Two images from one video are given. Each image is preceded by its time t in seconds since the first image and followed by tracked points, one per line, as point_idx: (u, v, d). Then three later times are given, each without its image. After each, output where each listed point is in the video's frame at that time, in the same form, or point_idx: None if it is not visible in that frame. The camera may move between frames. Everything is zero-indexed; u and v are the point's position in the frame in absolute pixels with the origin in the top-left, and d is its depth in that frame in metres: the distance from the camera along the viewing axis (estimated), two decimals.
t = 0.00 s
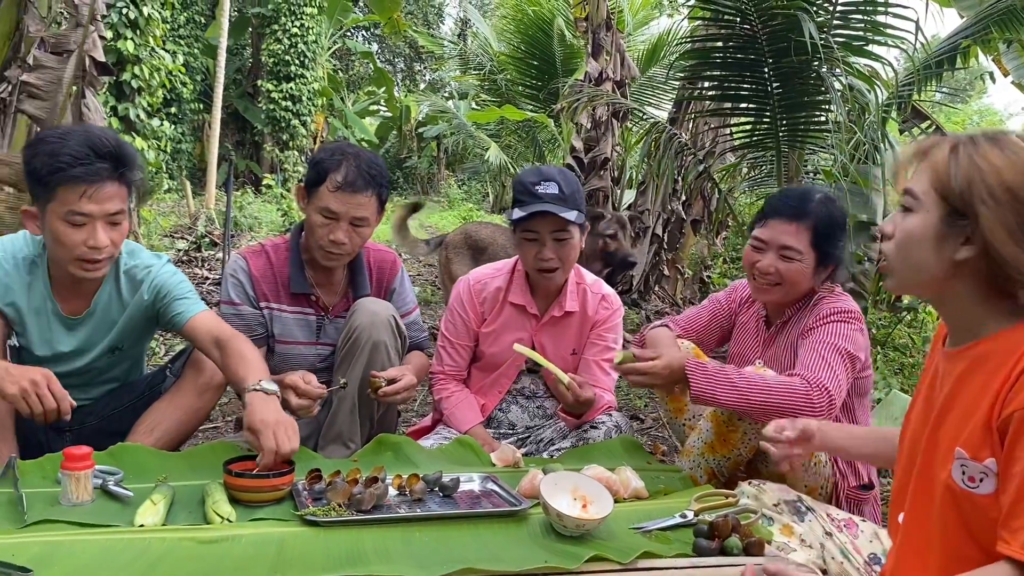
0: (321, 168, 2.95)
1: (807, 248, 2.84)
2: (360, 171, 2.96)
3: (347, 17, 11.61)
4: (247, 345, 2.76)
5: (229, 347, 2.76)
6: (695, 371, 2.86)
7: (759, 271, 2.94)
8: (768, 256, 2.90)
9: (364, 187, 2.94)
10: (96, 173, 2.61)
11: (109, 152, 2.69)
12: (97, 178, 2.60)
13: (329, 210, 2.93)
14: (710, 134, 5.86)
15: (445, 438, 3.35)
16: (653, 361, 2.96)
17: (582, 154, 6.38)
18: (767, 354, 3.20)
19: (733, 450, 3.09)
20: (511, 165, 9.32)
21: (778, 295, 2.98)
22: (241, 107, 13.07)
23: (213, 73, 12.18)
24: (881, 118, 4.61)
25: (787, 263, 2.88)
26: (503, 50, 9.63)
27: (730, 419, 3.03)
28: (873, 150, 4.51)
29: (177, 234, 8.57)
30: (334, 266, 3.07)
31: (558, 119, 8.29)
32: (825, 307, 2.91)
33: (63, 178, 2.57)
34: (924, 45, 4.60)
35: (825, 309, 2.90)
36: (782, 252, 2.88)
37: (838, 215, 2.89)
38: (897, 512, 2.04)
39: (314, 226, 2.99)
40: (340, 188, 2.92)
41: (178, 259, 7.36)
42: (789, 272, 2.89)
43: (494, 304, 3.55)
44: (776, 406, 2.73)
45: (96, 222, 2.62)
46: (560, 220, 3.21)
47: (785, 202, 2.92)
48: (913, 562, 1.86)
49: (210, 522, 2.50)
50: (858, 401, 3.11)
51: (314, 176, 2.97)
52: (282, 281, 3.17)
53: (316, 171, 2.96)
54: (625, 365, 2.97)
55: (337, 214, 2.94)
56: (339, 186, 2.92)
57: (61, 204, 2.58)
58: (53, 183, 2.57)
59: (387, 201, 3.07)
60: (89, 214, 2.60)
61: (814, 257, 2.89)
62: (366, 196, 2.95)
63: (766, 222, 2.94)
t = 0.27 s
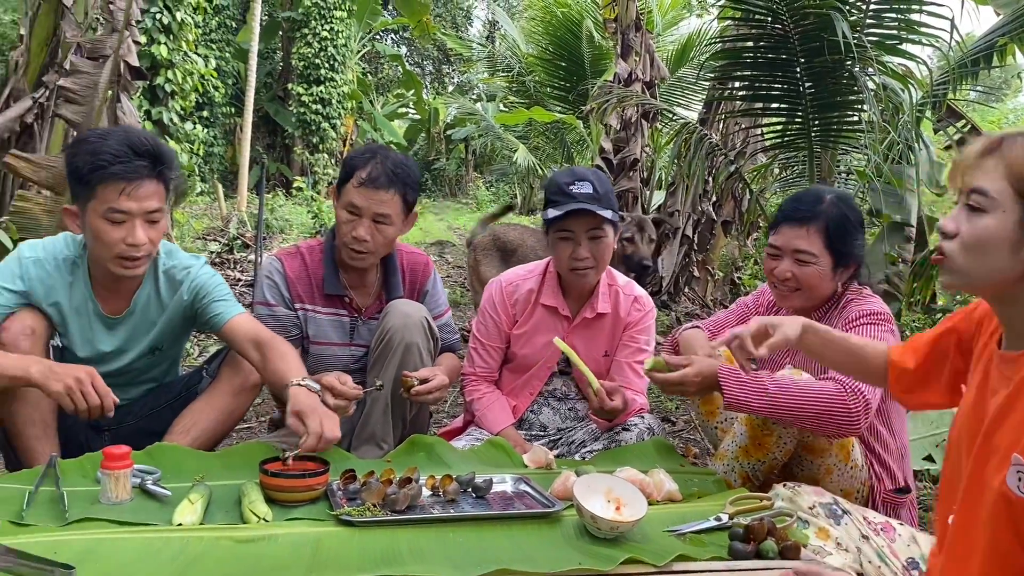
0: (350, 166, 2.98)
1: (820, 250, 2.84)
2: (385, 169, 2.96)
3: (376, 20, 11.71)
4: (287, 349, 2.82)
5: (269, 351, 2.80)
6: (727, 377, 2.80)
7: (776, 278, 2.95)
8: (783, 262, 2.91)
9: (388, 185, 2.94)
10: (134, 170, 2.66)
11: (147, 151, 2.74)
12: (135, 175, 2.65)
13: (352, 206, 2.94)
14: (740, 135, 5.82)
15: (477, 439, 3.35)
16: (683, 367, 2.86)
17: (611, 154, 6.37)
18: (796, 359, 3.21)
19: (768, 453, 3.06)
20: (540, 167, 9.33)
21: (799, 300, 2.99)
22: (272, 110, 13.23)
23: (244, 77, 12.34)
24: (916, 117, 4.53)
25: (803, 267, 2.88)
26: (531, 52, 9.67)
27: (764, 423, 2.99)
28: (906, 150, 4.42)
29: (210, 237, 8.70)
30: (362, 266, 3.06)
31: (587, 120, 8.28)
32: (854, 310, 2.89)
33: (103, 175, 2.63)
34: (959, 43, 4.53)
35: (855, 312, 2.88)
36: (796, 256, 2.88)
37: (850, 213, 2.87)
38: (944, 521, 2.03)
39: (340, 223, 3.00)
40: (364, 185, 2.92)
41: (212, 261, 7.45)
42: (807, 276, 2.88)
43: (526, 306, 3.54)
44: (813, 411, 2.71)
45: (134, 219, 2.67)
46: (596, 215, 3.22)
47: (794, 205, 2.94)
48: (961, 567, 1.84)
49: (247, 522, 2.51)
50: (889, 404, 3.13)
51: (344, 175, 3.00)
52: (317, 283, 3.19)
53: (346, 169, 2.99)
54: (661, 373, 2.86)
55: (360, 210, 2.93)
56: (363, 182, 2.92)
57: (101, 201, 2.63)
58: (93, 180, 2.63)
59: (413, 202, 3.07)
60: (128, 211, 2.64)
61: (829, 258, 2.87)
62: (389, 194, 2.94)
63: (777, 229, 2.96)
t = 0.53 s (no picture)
0: (389, 165, 2.99)
1: (851, 250, 2.78)
2: (423, 167, 2.97)
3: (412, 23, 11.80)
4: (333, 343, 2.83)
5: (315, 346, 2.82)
6: (773, 390, 2.73)
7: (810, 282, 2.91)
8: (817, 264, 2.86)
9: (425, 182, 2.94)
10: (180, 165, 2.70)
11: (193, 147, 2.78)
12: (181, 171, 2.70)
13: (392, 204, 2.94)
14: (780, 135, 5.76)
15: (517, 441, 3.33)
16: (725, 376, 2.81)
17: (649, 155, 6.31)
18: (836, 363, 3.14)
19: (814, 460, 2.99)
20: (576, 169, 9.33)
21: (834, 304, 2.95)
22: (310, 114, 13.42)
23: (282, 81, 12.51)
24: (961, 116, 4.43)
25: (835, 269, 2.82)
26: (567, 53, 9.72)
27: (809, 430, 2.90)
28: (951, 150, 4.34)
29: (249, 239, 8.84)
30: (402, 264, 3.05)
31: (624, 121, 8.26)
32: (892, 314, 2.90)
33: (150, 171, 2.67)
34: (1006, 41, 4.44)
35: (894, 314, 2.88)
36: (829, 257, 2.82)
37: (882, 211, 2.79)
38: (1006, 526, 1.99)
39: (380, 223, 3.00)
40: (403, 183, 2.93)
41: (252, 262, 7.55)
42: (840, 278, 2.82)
43: (566, 307, 3.52)
44: (863, 421, 2.62)
45: (180, 215, 2.70)
46: (638, 210, 3.21)
47: (824, 206, 2.88)
48: None
49: (292, 520, 2.51)
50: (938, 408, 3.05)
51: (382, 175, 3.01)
52: (357, 283, 3.21)
53: (385, 169, 3.00)
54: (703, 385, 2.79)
55: (400, 208, 2.94)
56: (402, 181, 2.93)
57: (148, 198, 2.66)
58: (140, 176, 2.67)
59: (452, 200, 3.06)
60: (174, 206, 2.67)
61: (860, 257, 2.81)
62: (428, 192, 2.94)
63: (807, 231, 2.91)
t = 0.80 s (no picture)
0: (438, 167, 2.97)
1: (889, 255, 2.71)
2: (476, 166, 2.98)
3: (450, 26, 11.91)
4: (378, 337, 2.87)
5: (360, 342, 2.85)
6: (845, 415, 2.62)
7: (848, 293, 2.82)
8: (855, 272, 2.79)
9: (481, 178, 2.97)
10: (226, 163, 2.73)
11: (240, 145, 2.81)
12: (227, 170, 2.73)
13: (452, 204, 2.93)
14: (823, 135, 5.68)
15: (561, 443, 3.30)
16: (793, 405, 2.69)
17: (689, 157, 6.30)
18: (880, 372, 3.07)
19: (868, 473, 2.94)
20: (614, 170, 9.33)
21: (874, 313, 2.87)
22: (350, 117, 13.63)
23: (322, 84, 12.72)
24: (1011, 116, 4.31)
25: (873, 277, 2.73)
26: (604, 55, 9.87)
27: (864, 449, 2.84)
28: (1003, 149, 4.24)
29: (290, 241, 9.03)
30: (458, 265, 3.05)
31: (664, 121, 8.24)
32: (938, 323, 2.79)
33: (197, 167, 2.71)
34: None
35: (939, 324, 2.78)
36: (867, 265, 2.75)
37: (918, 215, 2.71)
38: None
39: (439, 226, 2.97)
40: (460, 182, 2.93)
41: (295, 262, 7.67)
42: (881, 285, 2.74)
43: (608, 309, 3.48)
44: (930, 447, 2.52)
45: (225, 212, 2.73)
46: (685, 209, 3.18)
47: (858, 212, 2.81)
48: None
49: (338, 521, 2.49)
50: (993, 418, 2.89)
51: (432, 178, 2.98)
52: (400, 284, 3.19)
53: (433, 173, 2.98)
54: (768, 411, 2.69)
55: (461, 207, 2.93)
56: (460, 180, 2.93)
57: (195, 194, 2.71)
58: (188, 173, 2.72)
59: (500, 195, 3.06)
60: (219, 203, 2.71)
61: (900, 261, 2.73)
62: (486, 187, 2.97)
63: (843, 237, 2.83)
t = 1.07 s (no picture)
0: (485, 167, 2.93)
1: (938, 259, 2.59)
2: (522, 165, 2.94)
3: (492, 30, 12.00)
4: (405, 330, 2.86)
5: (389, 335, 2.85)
6: (901, 432, 2.48)
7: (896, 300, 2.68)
8: (900, 279, 2.66)
9: (529, 177, 2.92)
10: (271, 158, 2.73)
11: (286, 142, 2.80)
12: (272, 166, 2.72)
13: (501, 203, 2.90)
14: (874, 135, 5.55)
15: (608, 448, 3.24)
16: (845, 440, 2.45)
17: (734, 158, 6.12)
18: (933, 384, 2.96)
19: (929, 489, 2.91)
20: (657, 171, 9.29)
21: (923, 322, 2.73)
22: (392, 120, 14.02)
23: (365, 88, 12.93)
24: None
25: (922, 282, 2.62)
26: (648, 55, 9.88)
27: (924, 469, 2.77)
28: None
29: (334, 243, 9.19)
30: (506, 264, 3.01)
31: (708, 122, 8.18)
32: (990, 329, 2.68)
33: (243, 162, 2.71)
34: None
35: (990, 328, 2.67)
36: (914, 270, 2.63)
37: (967, 216, 2.61)
38: None
39: (487, 225, 2.93)
40: (508, 182, 2.89)
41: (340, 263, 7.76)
42: (931, 291, 2.62)
43: (656, 311, 3.40)
44: (993, 439, 2.47)
45: (269, 208, 2.71)
46: (734, 208, 3.09)
47: (903, 215, 2.71)
48: None
49: (383, 525, 2.44)
50: None
51: (480, 178, 2.94)
52: (445, 284, 3.15)
53: (480, 172, 2.94)
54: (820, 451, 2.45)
55: (510, 206, 2.89)
56: (508, 179, 2.89)
57: (240, 190, 2.70)
58: (234, 168, 2.72)
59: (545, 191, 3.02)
60: (263, 199, 2.70)
61: (952, 267, 2.60)
62: (534, 184, 2.93)
63: (888, 242, 2.72)
